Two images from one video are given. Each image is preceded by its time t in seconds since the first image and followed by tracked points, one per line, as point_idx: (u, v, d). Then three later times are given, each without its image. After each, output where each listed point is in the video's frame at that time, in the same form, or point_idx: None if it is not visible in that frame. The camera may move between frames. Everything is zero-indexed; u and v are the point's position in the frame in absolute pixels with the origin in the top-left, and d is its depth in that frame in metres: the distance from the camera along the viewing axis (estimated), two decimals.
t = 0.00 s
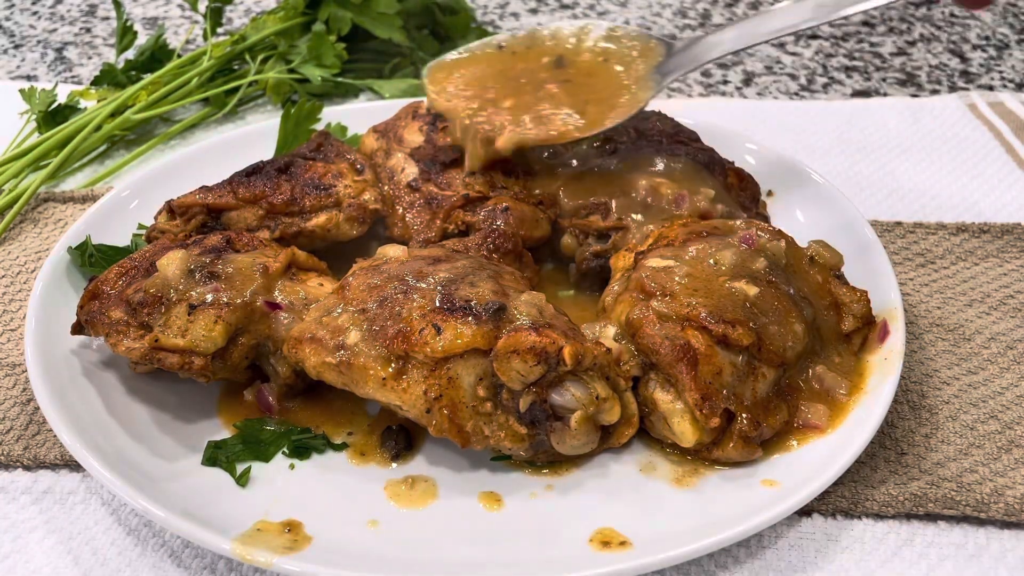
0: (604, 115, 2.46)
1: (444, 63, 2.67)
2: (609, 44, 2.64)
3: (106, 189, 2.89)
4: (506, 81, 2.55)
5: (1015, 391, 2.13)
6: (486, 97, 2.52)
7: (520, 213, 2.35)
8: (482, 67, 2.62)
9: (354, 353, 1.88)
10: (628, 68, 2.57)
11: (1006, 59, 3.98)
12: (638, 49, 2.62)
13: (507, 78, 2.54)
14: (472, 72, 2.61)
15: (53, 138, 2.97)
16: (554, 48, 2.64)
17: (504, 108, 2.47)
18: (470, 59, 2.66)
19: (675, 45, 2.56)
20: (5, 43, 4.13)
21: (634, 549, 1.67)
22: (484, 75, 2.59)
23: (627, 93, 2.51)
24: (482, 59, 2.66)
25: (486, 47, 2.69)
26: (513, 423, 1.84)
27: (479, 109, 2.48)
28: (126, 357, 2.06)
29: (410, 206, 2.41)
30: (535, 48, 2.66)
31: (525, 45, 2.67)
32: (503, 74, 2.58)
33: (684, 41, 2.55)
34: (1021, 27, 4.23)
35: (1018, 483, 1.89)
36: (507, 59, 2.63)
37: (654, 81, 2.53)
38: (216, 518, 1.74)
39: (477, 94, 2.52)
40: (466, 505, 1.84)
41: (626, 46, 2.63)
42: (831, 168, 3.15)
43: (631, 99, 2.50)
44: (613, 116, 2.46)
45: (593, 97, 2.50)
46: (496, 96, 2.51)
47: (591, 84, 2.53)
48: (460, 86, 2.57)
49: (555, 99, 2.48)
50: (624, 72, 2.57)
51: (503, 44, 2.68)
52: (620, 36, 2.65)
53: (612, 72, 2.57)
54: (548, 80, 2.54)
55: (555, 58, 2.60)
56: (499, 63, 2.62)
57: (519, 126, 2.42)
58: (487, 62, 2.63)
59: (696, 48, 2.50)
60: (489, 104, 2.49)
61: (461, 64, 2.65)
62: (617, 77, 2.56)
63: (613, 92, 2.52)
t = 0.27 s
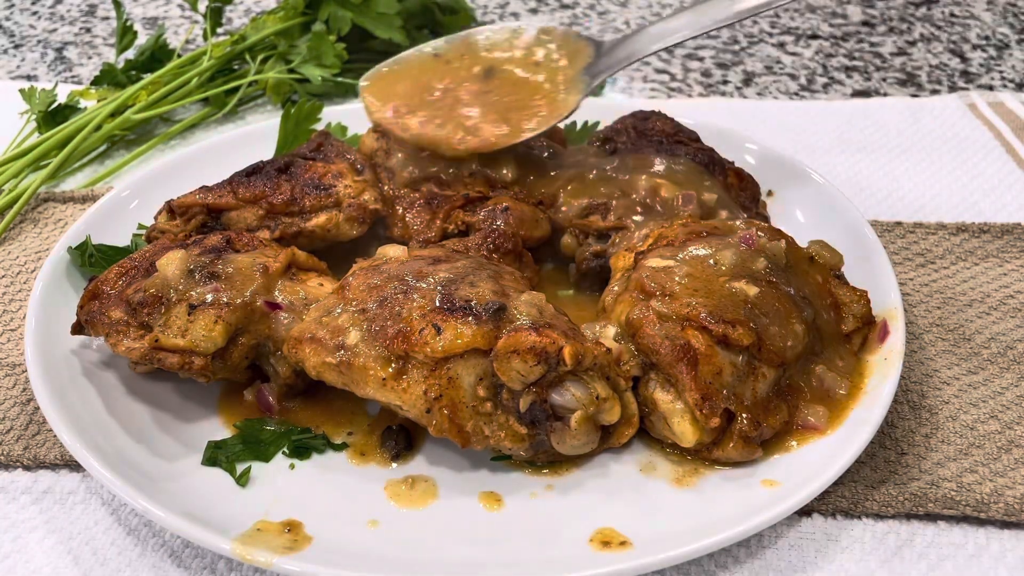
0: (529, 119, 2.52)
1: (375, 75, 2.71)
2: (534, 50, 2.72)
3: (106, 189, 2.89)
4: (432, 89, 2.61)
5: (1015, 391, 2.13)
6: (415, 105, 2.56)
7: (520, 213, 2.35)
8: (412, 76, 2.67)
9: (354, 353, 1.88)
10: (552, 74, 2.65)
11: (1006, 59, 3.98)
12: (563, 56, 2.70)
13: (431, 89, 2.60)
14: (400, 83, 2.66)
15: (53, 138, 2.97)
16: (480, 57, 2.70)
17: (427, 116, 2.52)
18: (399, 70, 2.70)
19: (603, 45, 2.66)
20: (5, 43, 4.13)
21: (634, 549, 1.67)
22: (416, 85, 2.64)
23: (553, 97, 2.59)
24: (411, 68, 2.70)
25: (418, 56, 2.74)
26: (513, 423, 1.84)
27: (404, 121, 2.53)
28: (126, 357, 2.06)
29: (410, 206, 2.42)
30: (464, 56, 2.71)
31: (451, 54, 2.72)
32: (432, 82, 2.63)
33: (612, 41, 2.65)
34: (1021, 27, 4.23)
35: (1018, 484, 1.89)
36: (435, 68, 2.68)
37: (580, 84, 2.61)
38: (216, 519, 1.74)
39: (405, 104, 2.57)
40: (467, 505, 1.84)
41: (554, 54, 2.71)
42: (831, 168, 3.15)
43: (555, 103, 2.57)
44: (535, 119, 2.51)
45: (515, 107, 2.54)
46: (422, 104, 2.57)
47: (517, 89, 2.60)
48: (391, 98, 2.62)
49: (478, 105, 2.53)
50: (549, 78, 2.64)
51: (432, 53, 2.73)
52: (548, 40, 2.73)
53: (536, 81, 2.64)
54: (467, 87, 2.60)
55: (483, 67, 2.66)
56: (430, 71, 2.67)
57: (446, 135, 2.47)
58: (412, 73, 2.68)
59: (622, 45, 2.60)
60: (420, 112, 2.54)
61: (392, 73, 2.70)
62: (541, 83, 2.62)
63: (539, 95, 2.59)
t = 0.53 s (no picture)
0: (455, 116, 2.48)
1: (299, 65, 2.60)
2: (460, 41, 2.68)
3: (106, 189, 2.89)
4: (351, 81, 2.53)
5: (1015, 391, 2.12)
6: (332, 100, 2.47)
7: (520, 213, 2.35)
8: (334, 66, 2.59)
9: (354, 353, 1.88)
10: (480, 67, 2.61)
11: (1006, 60, 3.98)
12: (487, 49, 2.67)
13: (363, 79, 2.53)
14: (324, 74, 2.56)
15: (53, 138, 2.97)
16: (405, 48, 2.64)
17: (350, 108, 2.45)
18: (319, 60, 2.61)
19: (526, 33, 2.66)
20: (5, 43, 4.13)
21: (634, 549, 1.67)
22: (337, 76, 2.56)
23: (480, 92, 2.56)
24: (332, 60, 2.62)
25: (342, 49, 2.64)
26: (513, 423, 1.84)
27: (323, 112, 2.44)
28: (127, 357, 2.06)
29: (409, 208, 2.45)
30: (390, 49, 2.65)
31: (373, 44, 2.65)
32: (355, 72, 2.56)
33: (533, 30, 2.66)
34: (1021, 27, 4.23)
35: (1017, 483, 1.89)
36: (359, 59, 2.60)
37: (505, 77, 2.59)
38: (217, 519, 1.74)
39: (326, 95, 2.49)
40: (466, 505, 1.84)
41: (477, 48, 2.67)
42: (830, 168, 3.15)
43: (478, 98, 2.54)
44: (461, 117, 2.49)
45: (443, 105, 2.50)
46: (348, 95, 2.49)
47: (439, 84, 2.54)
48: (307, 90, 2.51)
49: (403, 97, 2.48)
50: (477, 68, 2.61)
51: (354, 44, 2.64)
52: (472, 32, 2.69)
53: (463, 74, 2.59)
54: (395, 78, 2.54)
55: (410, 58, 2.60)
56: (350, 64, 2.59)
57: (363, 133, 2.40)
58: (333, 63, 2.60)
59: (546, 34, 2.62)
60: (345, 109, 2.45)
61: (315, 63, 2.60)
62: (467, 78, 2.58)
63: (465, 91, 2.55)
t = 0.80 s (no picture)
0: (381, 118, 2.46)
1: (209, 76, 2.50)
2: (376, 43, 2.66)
3: (106, 189, 2.89)
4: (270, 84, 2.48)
5: (1015, 391, 2.12)
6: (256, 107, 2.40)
7: (519, 213, 2.36)
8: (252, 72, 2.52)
9: (354, 353, 1.88)
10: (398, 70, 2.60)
11: (1006, 59, 3.98)
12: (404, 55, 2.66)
13: (293, 80, 2.47)
14: (243, 80, 2.48)
15: (52, 138, 2.97)
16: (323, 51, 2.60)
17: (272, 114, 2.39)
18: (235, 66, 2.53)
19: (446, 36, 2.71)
20: (5, 43, 4.13)
21: (634, 549, 1.67)
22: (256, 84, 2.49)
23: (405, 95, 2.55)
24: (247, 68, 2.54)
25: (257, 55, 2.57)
26: (513, 423, 1.84)
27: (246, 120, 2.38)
28: (126, 357, 2.06)
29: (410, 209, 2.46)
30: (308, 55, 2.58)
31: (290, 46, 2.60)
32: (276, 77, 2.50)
33: (453, 33, 2.71)
34: (1020, 27, 4.22)
35: (1017, 483, 1.88)
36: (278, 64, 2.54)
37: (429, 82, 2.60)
38: (217, 519, 1.74)
39: (244, 104, 2.41)
40: (466, 505, 1.84)
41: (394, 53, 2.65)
42: (830, 168, 3.15)
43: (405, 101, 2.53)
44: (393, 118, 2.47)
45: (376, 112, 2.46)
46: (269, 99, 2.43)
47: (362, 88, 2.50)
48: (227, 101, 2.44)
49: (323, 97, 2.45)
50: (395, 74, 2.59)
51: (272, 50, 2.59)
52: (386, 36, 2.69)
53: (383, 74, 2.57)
54: (315, 80, 2.48)
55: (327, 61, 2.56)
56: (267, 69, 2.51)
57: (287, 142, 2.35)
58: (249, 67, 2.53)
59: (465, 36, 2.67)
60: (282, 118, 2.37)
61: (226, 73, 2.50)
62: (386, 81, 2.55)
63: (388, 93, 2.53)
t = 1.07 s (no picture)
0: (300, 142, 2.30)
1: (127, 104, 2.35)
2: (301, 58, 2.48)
3: (106, 189, 2.89)
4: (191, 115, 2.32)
5: (1015, 391, 2.12)
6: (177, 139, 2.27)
7: (519, 213, 2.36)
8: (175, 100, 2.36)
9: (354, 353, 1.88)
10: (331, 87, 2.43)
11: (1006, 60, 3.98)
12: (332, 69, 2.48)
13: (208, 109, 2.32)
14: (163, 108, 2.32)
15: (53, 138, 2.97)
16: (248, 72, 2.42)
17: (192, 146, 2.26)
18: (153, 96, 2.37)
19: (377, 47, 2.52)
20: (5, 43, 4.14)
21: (634, 549, 1.67)
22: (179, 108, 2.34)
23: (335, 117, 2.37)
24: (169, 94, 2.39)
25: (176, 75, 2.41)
26: (513, 423, 1.84)
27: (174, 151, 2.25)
28: (126, 357, 2.06)
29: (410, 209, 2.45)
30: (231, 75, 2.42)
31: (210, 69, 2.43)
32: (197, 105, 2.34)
33: (385, 43, 2.51)
34: (1020, 27, 4.22)
35: (1018, 483, 1.88)
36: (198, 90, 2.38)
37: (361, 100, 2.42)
38: (217, 519, 1.74)
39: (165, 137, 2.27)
40: (466, 505, 1.84)
41: (322, 67, 2.48)
42: (830, 168, 3.15)
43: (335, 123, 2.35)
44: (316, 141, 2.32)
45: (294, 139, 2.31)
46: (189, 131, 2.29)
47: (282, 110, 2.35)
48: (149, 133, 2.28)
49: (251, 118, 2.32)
50: (323, 89, 2.42)
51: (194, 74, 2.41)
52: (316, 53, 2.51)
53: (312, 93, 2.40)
54: (234, 105, 2.32)
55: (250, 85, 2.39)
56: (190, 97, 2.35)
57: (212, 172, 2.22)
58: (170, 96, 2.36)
59: (394, 49, 2.47)
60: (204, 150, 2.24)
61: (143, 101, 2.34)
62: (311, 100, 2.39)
63: (312, 114, 2.35)
